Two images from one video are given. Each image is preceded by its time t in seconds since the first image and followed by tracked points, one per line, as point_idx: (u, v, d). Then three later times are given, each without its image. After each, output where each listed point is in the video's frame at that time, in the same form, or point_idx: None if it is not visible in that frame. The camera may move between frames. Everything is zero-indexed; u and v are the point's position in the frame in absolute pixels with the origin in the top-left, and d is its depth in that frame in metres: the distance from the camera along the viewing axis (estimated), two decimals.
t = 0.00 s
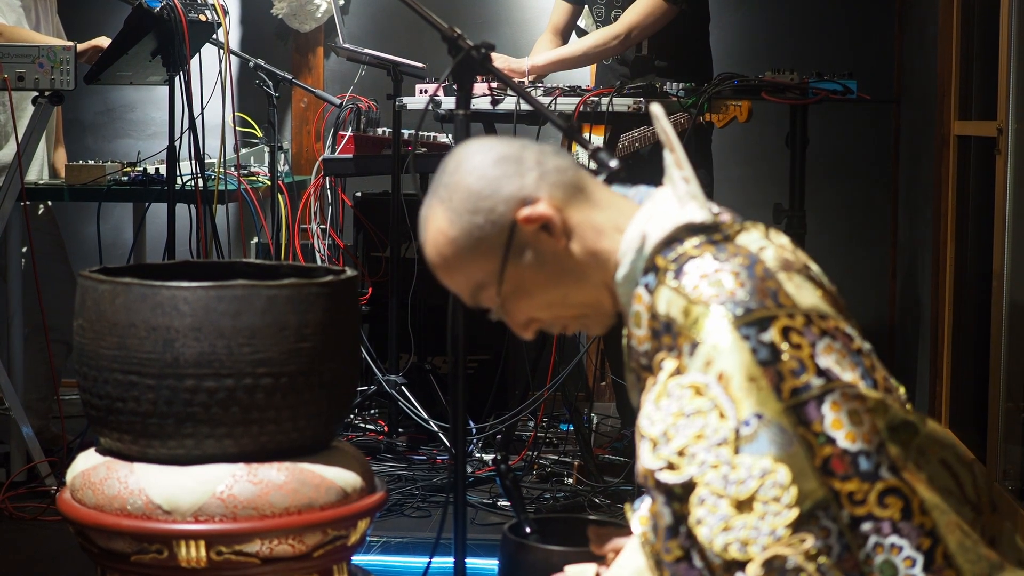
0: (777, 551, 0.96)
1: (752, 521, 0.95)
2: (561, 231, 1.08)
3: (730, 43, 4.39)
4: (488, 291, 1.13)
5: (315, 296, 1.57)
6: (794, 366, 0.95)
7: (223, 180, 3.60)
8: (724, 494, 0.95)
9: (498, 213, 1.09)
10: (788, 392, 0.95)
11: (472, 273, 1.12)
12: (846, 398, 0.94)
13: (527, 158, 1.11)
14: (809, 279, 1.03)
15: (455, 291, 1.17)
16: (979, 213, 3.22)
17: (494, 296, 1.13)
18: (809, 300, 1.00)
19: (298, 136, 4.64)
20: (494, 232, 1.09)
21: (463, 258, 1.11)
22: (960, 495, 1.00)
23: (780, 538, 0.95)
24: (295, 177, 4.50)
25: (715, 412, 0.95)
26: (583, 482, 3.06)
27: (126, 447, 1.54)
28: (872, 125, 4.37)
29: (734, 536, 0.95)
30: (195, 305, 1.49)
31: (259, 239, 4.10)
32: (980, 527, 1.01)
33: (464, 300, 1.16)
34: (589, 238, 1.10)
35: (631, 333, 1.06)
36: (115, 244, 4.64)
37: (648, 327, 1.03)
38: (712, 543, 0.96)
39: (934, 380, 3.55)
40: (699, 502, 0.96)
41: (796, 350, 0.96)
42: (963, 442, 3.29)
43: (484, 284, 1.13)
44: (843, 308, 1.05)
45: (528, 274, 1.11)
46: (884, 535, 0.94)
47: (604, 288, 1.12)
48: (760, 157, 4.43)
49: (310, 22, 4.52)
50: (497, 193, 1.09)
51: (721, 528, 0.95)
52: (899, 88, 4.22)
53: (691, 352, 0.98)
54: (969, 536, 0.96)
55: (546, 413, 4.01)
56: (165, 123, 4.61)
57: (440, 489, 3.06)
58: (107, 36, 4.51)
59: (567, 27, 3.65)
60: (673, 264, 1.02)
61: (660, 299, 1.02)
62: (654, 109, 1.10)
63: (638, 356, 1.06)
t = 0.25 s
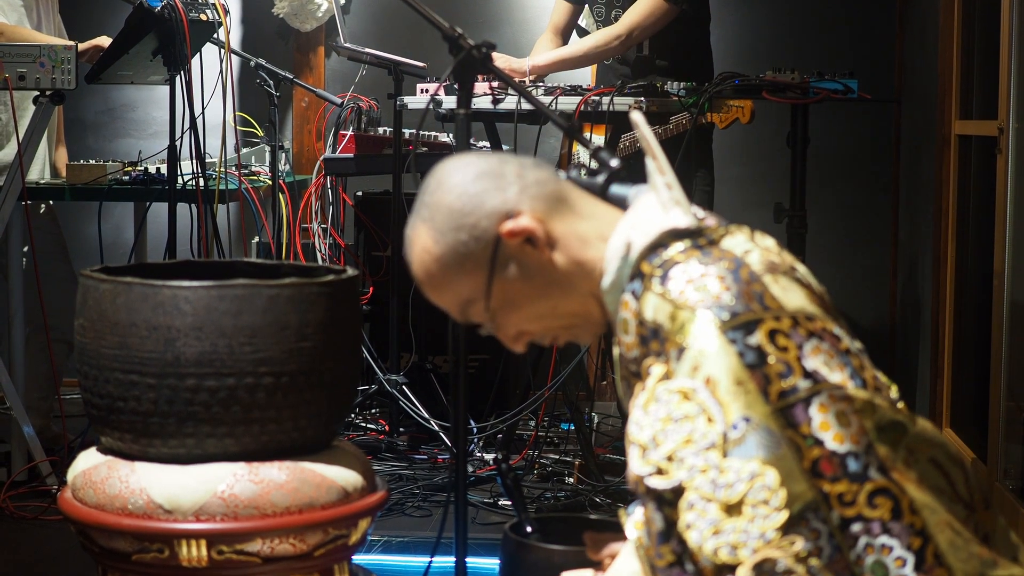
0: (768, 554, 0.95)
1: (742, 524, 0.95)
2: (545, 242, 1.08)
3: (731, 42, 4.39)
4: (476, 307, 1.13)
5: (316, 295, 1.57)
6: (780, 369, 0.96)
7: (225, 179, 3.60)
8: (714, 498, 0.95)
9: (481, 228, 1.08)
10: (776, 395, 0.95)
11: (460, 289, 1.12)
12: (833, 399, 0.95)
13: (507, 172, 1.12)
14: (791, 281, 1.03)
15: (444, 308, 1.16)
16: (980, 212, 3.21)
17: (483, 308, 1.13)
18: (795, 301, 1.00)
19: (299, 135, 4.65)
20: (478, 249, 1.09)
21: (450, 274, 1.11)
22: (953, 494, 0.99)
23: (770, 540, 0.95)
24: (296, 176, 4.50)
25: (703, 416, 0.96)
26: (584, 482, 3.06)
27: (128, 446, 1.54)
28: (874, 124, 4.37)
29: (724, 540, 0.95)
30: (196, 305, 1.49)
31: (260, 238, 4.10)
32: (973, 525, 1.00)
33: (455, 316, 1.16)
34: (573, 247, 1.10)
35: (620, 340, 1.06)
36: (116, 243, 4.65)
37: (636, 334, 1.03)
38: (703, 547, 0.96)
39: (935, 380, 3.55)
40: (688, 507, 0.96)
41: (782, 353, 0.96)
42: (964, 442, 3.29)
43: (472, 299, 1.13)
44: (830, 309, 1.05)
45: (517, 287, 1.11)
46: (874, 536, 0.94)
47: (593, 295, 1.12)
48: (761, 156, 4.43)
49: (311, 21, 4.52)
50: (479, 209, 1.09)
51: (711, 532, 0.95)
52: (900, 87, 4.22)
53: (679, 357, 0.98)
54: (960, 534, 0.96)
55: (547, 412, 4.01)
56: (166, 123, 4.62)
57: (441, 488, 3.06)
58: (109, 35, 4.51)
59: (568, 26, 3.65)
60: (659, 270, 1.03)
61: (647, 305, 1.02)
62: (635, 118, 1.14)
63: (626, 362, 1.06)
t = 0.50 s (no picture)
0: (761, 554, 0.95)
1: (735, 524, 0.95)
2: (537, 245, 1.08)
3: (731, 42, 4.39)
4: (470, 313, 1.13)
5: (316, 294, 1.57)
6: (772, 368, 0.96)
7: (225, 179, 3.60)
8: (707, 497, 0.95)
9: (473, 233, 1.08)
10: (768, 394, 0.95)
11: (455, 294, 1.12)
12: (826, 398, 0.95)
13: (499, 177, 1.12)
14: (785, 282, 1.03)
15: (439, 314, 1.16)
16: (981, 211, 3.21)
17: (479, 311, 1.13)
18: (788, 301, 1.00)
19: (299, 135, 4.65)
20: (470, 255, 1.09)
21: (443, 281, 1.11)
22: (948, 492, 0.99)
23: (763, 540, 0.95)
24: (297, 176, 4.49)
25: (696, 416, 0.96)
26: (584, 481, 3.06)
27: (128, 446, 1.54)
28: (874, 123, 4.37)
29: (718, 540, 0.95)
30: (197, 304, 1.49)
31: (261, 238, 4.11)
32: (970, 523, 1.00)
33: (450, 321, 1.16)
34: (565, 252, 1.09)
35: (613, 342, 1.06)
36: (117, 243, 4.65)
37: (629, 335, 1.03)
38: (696, 547, 0.95)
39: (936, 379, 3.54)
40: (682, 507, 0.96)
41: (774, 352, 0.96)
42: (964, 441, 3.28)
43: (466, 305, 1.13)
44: (824, 308, 1.05)
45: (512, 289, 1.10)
46: (868, 534, 0.94)
47: (587, 299, 1.11)
48: (761, 156, 4.43)
49: (312, 20, 4.52)
50: (471, 216, 1.09)
51: (705, 531, 0.95)
52: (900, 86, 4.22)
53: (672, 358, 0.98)
54: (955, 531, 0.96)
55: (547, 411, 4.00)
56: (166, 122, 4.61)
57: (441, 488, 3.06)
58: (109, 35, 4.51)
59: (568, 25, 3.65)
60: (651, 271, 1.03)
61: (640, 307, 1.02)
62: (626, 121, 1.14)
63: (620, 364, 1.06)
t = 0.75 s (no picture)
0: (761, 552, 0.95)
1: (735, 522, 0.95)
2: (538, 244, 1.08)
3: (732, 42, 4.39)
4: (471, 312, 1.13)
5: (317, 294, 1.57)
6: (773, 367, 0.96)
7: (225, 179, 3.60)
8: (708, 496, 0.95)
9: (474, 232, 1.08)
10: (768, 393, 0.95)
11: (456, 293, 1.12)
12: (826, 397, 0.95)
13: (499, 176, 1.12)
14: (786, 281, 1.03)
15: (440, 313, 1.16)
16: (981, 210, 3.21)
17: (480, 310, 1.13)
18: (788, 300, 1.00)
19: (300, 134, 4.65)
20: (472, 253, 1.09)
21: (444, 279, 1.11)
22: (949, 491, 0.99)
23: (763, 539, 0.95)
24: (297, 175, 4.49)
25: (696, 415, 0.96)
26: (585, 481, 3.06)
27: (128, 445, 1.54)
28: (875, 122, 4.37)
29: (718, 538, 0.95)
30: (197, 303, 1.49)
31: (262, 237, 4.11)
32: (970, 522, 1.00)
33: (450, 319, 1.16)
34: (566, 251, 1.09)
35: (614, 340, 1.06)
36: (117, 242, 4.65)
37: (630, 334, 1.03)
38: (697, 545, 0.96)
39: (936, 378, 3.54)
40: (682, 506, 0.96)
41: (775, 351, 0.96)
42: (965, 441, 3.28)
43: (467, 304, 1.12)
44: (824, 307, 1.05)
45: (513, 289, 1.10)
46: (868, 533, 0.94)
47: (587, 299, 1.11)
48: (761, 155, 4.43)
49: (312, 20, 4.51)
50: (471, 215, 1.09)
51: (705, 530, 0.95)
52: (901, 86, 4.22)
53: (672, 357, 0.98)
54: (954, 531, 0.96)
55: (548, 411, 4.00)
56: (167, 121, 4.62)
57: (441, 487, 3.06)
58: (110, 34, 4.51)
59: (569, 25, 3.65)
60: (652, 270, 1.02)
61: (640, 306, 1.01)
62: (626, 121, 1.14)
63: (621, 362, 1.06)
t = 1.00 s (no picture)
0: (763, 552, 0.95)
1: (737, 522, 0.95)
2: (540, 242, 1.08)
3: (732, 41, 4.39)
4: (472, 311, 1.13)
5: (317, 293, 1.57)
6: (775, 367, 0.96)
7: (226, 178, 3.60)
8: (710, 495, 0.95)
9: (477, 230, 1.08)
10: (771, 393, 0.95)
11: (456, 293, 1.12)
12: (828, 397, 0.95)
13: (502, 174, 1.12)
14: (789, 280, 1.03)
15: (442, 311, 1.16)
16: (982, 210, 3.20)
17: (481, 309, 1.13)
18: (791, 299, 1.00)
19: (300, 134, 4.64)
20: (474, 251, 1.09)
21: (446, 277, 1.11)
22: (950, 491, 0.99)
23: (765, 539, 0.95)
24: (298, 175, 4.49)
25: (699, 414, 0.96)
26: (585, 480, 3.06)
27: (129, 444, 1.54)
28: (875, 122, 4.37)
29: (720, 538, 0.95)
30: (197, 303, 1.49)
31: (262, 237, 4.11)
32: (971, 523, 1.00)
33: (451, 318, 1.16)
34: (569, 249, 1.09)
35: (616, 339, 1.06)
36: (118, 242, 4.65)
37: (632, 333, 1.03)
38: (698, 544, 0.96)
39: (936, 378, 3.54)
40: (684, 505, 0.96)
41: (777, 351, 0.96)
42: (965, 441, 3.28)
43: (469, 302, 1.12)
44: (827, 306, 1.05)
45: (514, 288, 1.10)
46: (870, 533, 0.94)
47: (588, 298, 1.11)
48: (762, 155, 4.43)
49: (312, 20, 4.50)
50: (474, 213, 1.09)
51: (706, 529, 0.95)
52: (901, 86, 4.22)
53: (674, 356, 0.98)
54: (956, 531, 0.96)
55: (548, 410, 4.00)
56: (167, 121, 4.62)
57: (442, 487, 3.06)
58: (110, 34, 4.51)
59: (569, 24, 3.65)
60: (654, 269, 1.02)
61: (642, 305, 1.01)
62: (629, 120, 1.14)
63: (624, 362, 1.06)
